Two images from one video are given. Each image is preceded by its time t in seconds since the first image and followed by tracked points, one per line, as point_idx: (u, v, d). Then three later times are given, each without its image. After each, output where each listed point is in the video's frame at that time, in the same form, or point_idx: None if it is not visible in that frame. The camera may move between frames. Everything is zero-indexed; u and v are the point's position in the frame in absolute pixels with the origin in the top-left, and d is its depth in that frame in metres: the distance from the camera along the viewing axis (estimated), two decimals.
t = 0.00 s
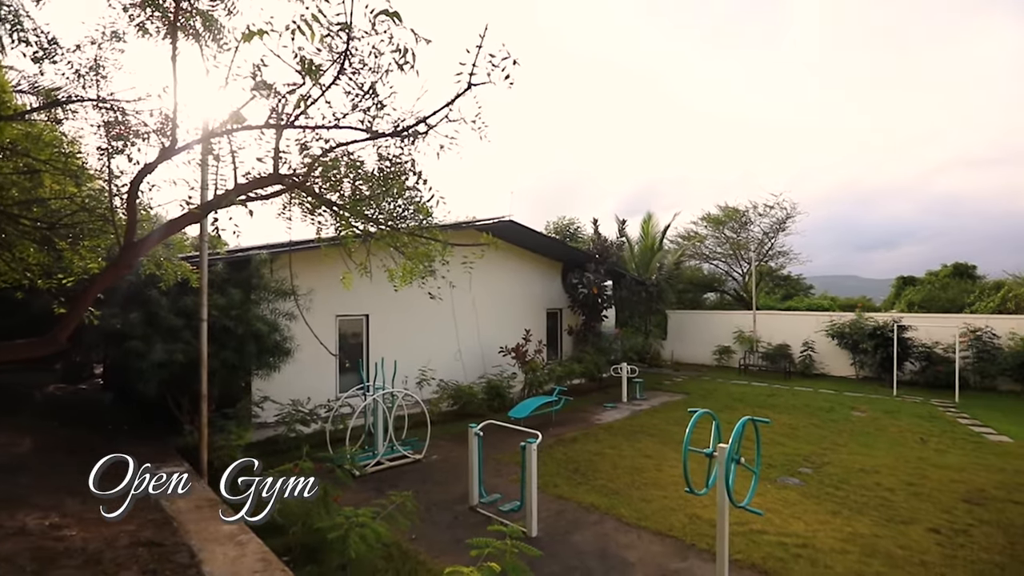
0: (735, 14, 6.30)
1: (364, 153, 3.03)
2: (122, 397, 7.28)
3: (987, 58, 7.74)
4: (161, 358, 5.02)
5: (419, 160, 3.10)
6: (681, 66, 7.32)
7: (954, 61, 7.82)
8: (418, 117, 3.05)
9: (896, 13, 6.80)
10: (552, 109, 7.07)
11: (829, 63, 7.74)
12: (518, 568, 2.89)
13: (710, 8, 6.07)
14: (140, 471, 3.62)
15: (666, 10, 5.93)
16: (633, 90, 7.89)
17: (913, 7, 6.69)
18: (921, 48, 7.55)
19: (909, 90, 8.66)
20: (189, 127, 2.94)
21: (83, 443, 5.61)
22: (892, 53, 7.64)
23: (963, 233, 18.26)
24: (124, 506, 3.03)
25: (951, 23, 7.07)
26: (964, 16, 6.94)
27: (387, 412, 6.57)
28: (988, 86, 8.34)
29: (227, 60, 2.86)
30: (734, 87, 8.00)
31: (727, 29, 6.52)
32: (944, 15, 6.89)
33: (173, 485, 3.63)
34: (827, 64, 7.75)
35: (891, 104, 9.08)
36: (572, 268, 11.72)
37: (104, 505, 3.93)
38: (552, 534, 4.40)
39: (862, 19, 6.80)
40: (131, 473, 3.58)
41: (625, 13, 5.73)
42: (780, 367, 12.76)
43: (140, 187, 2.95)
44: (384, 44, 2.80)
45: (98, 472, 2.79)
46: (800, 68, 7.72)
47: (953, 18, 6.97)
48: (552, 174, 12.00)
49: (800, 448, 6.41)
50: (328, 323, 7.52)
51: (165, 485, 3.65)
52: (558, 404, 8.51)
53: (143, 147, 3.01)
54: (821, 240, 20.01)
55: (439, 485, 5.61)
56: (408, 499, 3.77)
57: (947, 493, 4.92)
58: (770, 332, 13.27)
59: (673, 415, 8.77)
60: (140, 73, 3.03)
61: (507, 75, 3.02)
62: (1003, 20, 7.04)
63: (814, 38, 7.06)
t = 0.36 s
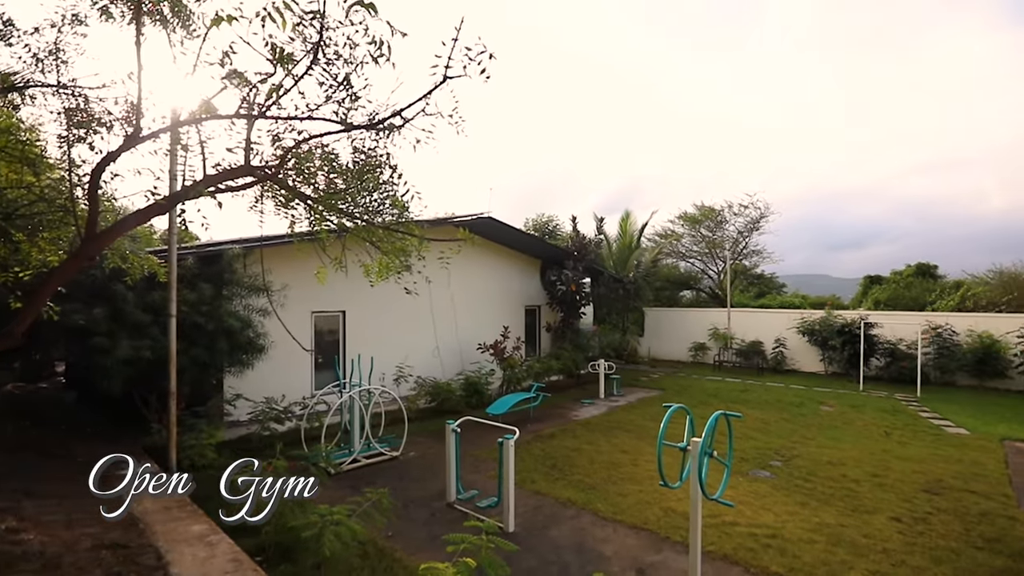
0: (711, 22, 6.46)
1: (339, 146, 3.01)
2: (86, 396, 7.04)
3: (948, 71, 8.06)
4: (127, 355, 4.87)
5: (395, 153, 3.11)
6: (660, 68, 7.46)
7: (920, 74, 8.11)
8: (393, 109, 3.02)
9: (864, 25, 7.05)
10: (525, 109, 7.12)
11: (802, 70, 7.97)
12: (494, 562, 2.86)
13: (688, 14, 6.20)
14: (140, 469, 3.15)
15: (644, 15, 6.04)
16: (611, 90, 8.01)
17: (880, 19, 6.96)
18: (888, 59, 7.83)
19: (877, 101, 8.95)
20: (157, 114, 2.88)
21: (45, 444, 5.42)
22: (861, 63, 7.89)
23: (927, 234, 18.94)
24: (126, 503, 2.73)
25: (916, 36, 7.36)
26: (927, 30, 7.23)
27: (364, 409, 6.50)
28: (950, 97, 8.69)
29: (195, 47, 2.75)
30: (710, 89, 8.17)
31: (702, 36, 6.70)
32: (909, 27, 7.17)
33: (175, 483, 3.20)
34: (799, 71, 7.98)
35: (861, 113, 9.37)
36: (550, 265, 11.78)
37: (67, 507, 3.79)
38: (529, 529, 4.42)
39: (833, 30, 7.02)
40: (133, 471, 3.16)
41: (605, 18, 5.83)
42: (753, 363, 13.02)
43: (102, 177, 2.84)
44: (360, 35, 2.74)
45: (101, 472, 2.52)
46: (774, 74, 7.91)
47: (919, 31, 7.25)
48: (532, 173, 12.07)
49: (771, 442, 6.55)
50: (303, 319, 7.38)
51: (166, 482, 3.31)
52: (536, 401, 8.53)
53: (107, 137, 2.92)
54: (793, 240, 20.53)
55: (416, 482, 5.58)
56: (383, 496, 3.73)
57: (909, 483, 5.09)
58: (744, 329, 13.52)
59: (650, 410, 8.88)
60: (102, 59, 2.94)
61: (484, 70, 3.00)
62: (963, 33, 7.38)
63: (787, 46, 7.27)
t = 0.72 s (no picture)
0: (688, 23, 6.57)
1: (312, 138, 2.98)
2: (48, 394, 6.81)
3: (914, 81, 8.34)
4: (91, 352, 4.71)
5: (370, 147, 3.05)
6: (637, 67, 7.56)
7: (888, 81, 8.38)
8: (369, 101, 2.96)
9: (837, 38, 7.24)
10: (502, 106, 7.14)
11: (776, 76, 8.16)
12: (470, 558, 2.81)
13: (665, 14, 6.30)
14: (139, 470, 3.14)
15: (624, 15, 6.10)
16: (591, 88, 8.07)
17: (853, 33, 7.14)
18: (857, 68, 8.06)
19: (847, 106, 9.21)
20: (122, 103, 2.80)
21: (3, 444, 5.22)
22: (833, 71, 8.10)
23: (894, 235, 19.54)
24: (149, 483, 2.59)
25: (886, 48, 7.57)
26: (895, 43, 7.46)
27: (339, 407, 6.40)
28: (915, 104, 9.00)
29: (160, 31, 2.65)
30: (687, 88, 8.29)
31: (677, 37, 6.82)
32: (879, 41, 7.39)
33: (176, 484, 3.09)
34: (773, 77, 8.17)
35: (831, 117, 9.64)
36: (529, 262, 11.81)
37: (27, 510, 3.66)
38: (505, 525, 4.42)
39: (805, 39, 7.20)
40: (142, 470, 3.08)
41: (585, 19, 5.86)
42: (727, 360, 13.27)
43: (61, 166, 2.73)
44: (334, 25, 2.74)
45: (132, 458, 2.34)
46: (747, 78, 8.06)
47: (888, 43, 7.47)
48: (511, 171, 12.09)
49: (744, 436, 6.68)
50: (277, 315, 7.25)
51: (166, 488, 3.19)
52: (514, 397, 8.54)
53: (68, 125, 2.83)
54: (766, 239, 20.98)
55: (392, 479, 5.54)
56: (359, 494, 3.68)
57: (874, 475, 5.25)
58: (719, 326, 13.74)
59: (626, 406, 8.97)
60: (62, 43, 2.84)
61: (460, 63, 2.97)
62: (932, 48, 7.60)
63: (761, 54, 7.43)
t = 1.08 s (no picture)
0: (666, 23, 6.69)
1: (285, 131, 2.93)
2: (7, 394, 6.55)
3: (883, 87, 8.60)
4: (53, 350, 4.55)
5: (344, 140, 3.03)
6: (617, 65, 7.66)
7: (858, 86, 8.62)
8: (343, 93, 2.96)
9: (810, 43, 7.43)
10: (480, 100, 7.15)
11: (751, 79, 8.33)
12: (447, 555, 2.78)
13: (644, 15, 6.42)
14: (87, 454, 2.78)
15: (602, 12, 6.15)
16: (571, 84, 8.11)
17: (825, 39, 7.34)
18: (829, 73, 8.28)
19: (819, 109, 9.46)
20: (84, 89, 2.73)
21: None
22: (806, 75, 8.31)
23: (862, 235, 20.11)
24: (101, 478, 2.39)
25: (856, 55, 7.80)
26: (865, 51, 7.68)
27: (315, 405, 6.30)
28: (883, 108, 9.28)
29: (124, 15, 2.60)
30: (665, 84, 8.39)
31: (656, 35, 6.92)
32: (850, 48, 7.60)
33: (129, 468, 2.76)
34: (748, 79, 8.34)
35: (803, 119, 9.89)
36: (508, 259, 11.82)
37: None
38: (483, 522, 4.42)
39: (779, 44, 7.38)
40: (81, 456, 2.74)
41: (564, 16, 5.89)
42: (702, 357, 13.48)
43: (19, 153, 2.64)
44: (309, 15, 2.68)
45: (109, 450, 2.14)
46: (722, 78, 8.21)
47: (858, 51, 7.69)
48: (491, 168, 12.09)
49: (718, 432, 6.80)
50: (250, 312, 7.08)
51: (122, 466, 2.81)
52: (492, 395, 8.53)
53: (26, 111, 2.73)
54: (741, 239, 21.39)
55: (368, 478, 5.49)
56: (335, 493, 3.62)
57: (842, 468, 5.40)
58: (695, 324, 13.92)
59: (603, 403, 9.04)
60: (21, 27, 2.74)
61: (436, 56, 2.97)
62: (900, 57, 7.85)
63: (737, 56, 7.58)
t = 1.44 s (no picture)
0: (647, 22, 6.77)
1: (257, 123, 2.88)
2: None
3: (854, 91, 8.83)
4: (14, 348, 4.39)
5: (318, 133, 3.03)
6: (596, 63, 7.72)
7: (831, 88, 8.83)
8: (316, 84, 2.96)
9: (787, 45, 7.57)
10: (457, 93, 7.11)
11: (729, 80, 8.46)
12: (423, 553, 2.72)
13: (624, 15, 6.51)
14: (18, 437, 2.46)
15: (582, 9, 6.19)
16: (552, 80, 8.14)
17: (801, 42, 7.49)
18: (804, 76, 8.46)
19: (793, 110, 9.69)
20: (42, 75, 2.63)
21: None
22: (782, 77, 8.47)
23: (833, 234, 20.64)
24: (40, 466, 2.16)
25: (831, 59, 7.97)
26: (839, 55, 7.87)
27: (290, 403, 6.22)
28: (854, 111, 9.53)
29: None
30: (646, 82, 8.49)
31: (637, 32, 6.98)
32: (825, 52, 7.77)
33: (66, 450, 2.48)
34: (726, 80, 8.47)
35: (779, 121, 10.09)
36: (487, 257, 11.82)
37: None
38: (460, 520, 4.41)
39: (757, 47, 7.51)
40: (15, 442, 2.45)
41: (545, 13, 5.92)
42: (678, 355, 13.66)
43: None
44: (282, 5, 2.66)
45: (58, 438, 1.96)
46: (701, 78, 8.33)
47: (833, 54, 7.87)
48: (471, 166, 12.05)
49: (693, 429, 6.90)
50: (223, 309, 6.92)
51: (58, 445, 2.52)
52: (470, 393, 8.51)
53: None
54: (717, 239, 21.77)
55: (344, 477, 5.42)
56: (310, 492, 3.56)
57: (812, 463, 5.53)
58: (672, 323, 14.08)
59: (581, 401, 9.10)
60: None
61: (410, 48, 3.02)
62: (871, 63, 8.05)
63: (715, 57, 7.70)
